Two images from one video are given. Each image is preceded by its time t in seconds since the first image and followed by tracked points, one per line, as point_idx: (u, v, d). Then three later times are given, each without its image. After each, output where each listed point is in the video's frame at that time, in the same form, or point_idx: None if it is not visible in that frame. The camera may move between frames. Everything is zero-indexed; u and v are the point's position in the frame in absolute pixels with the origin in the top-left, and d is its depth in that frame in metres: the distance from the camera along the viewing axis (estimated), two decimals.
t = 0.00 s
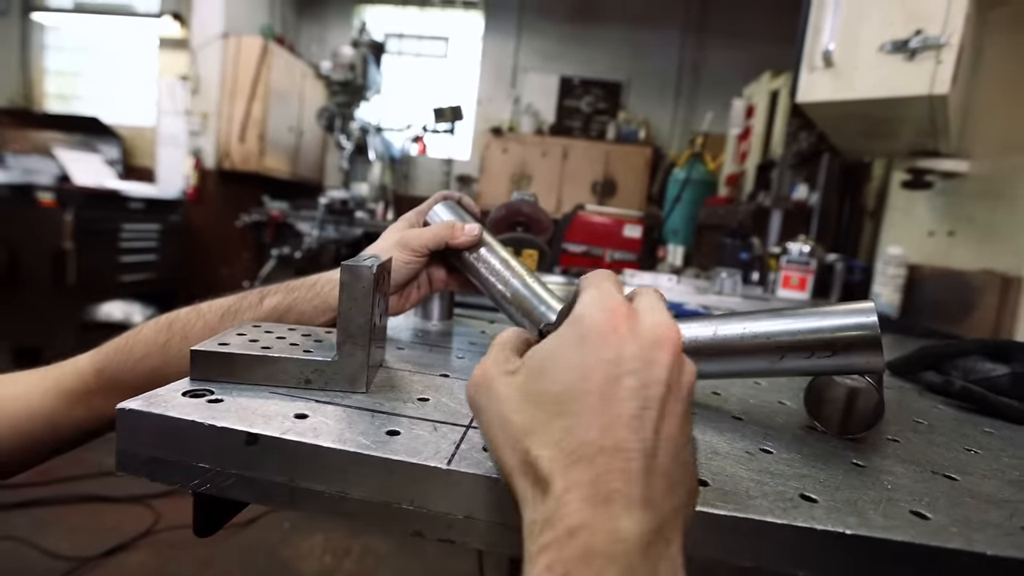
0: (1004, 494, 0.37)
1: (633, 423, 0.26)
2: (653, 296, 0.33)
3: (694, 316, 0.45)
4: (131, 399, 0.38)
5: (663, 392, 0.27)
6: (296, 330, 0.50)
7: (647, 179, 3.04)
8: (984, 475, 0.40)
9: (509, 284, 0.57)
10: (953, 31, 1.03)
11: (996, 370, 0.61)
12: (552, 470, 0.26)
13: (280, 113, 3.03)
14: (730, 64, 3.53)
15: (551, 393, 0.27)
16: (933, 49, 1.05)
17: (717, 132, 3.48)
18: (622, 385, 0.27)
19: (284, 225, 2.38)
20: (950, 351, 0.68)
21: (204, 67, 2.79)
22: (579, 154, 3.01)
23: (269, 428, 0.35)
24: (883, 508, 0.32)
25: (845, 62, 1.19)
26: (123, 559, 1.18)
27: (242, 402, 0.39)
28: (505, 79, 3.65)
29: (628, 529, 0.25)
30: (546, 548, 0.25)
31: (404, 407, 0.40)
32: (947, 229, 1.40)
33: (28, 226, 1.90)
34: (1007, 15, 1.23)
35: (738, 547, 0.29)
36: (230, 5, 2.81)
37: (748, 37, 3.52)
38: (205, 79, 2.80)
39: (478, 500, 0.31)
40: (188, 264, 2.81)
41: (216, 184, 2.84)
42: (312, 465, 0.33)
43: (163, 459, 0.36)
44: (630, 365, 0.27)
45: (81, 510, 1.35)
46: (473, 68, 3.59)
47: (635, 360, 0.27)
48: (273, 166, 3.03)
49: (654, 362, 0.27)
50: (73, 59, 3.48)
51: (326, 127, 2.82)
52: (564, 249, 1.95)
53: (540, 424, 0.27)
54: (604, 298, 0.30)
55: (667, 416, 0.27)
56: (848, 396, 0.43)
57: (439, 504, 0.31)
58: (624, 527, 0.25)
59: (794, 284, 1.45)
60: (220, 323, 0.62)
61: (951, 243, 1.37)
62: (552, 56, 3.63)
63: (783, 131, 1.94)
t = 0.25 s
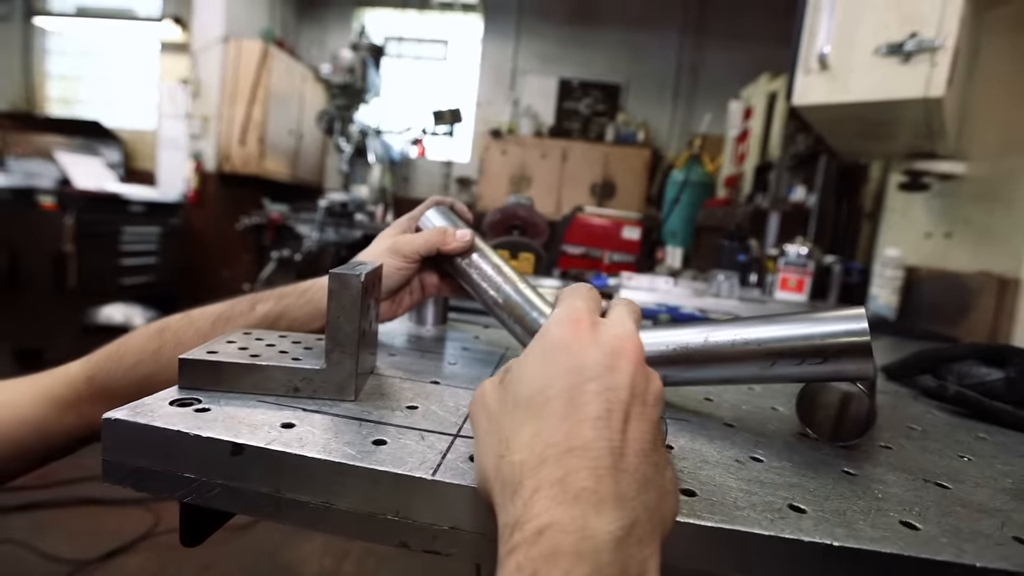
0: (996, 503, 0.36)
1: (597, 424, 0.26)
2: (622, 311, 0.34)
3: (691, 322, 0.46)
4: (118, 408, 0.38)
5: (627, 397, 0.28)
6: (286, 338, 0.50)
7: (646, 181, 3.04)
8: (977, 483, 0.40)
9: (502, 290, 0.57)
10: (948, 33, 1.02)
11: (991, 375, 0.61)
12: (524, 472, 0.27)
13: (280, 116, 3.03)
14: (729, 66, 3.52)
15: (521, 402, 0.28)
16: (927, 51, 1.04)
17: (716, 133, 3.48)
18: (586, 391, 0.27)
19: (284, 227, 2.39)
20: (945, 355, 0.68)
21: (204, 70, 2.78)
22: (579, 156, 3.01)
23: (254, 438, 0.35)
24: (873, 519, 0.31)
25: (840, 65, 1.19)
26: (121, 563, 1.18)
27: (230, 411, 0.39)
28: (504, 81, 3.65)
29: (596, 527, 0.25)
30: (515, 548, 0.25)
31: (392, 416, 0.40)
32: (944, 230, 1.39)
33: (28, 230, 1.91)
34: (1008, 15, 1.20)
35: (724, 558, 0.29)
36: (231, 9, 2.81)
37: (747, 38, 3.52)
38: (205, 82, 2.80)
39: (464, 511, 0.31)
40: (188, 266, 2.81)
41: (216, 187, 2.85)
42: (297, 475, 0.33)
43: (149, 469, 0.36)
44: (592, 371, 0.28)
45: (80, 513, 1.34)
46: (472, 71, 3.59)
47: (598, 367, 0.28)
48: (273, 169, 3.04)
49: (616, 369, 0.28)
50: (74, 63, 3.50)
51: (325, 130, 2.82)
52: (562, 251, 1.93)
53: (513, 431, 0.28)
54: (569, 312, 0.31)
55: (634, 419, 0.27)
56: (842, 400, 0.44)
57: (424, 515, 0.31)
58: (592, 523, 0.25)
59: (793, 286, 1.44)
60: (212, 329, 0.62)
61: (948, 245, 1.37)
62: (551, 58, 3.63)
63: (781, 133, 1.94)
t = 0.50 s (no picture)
0: (978, 502, 0.36)
1: (558, 402, 0.28)
2: (572, 305, 0.38)
3: (673, 319, 0.46)
4: (87, 406, 0.37)
5: (583, 379, 0.30)
6: (264, 336, 0.50)
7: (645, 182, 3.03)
8: (959, 483, 0.39)
9: (484, 288, 0.57)
10: (942, 31, 1.01)
11: (979, 374, 0.60)
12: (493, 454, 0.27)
13: (277, 117, 3.02)
14: (727, 66, 3.52)
15: (485, 392, 0.30)
16: (921, 49, 1.04)
17: (715, 134, 3.47)
18: (545, 374, 0.30)
19: (281, 229, 2.39)
20: (935, 354, 0.67)
21: (201, 71, 2.77)
22: (577, 156, 3.00)
23: (222, 435, 0.34)
24: (849, 519, 0.31)
25: (834, 63, 1.19)
26: (114, 564, 1.18)
27: (200, 409, 0.38)
28: (502, 82, 3.65)
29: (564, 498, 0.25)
30: (484, 521, 0.25)
31: (365, 414, 0.39)
32: (939, 230, 1.38)
33: (27, 231, 1.91)
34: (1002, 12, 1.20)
35: (693, 557, 0.28)
36: (228, 10, 2.81)
37: (746, 38, 3.51)
38: (202, 83, 2.80)
39: (430, 512, 0.30)
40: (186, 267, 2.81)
41: (214, 188, 2.85)
42: (264, 473, 0.33)
43: (116, 468, 0.36)
44: (549, 357, 0.31)
45: (74, 514, 1.34)
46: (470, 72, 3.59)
47: (554, 353, 0.31)
48: (270, 171, 3.04)
49: (570, 356, 0.31)
50: (72, 65, 3.50)
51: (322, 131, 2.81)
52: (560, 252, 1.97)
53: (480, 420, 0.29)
54: (524, 310, 0.35)
55: (592, 401, 0.29)
56: (828, 397, 0.43)
57: (391, 514, 0.31)
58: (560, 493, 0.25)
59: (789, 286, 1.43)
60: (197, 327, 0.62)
61: (944, 244, 1.36)
62: (549, 59, 3.62)
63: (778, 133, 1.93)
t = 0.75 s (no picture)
0: (962, 503, 0.35)
1: (525, 385, 0.28)
2: (540, 305, 0.38)
3: (655, 315, 0.46)
4: (51, 400, 0.36)
5: (551, 368, 0.30)
6: (239, 331, 0.49)
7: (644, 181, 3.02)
8: (944, 482, 0.38)
9: (466, 284, 0.56)
10: (942, 23, 1.01)
11: (974, 373, 0.59)
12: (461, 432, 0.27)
13: (275, 116, 3.01)
14: (729, 64, 3.50)
15: (451, 379, 0.30)
16: (921, 42, 1.03)
17: (715, 133, 3.46)
18: (512, 361, 0.30)
19: (278, 228, 2.37)
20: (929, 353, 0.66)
21: (197, 69, 2.77)
22: (576, 155, 2.99)
23: (186, 429, 0.34)
24: (825, 517, 0.30)
25: (832, 57, 1.18)
26: (104, 565, 1.17)
27: (167, 404, 0.38)
28: (502, 80, 3.63)
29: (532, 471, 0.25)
30: (449, 493, 0.25)
31: (336, 409, 0.38)
32: (943, 228, 1.37)
33: (20, 229, 1.92)
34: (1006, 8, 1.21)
35: (660, 555, 0.27)
36: (225, 8, 2.81)
37: (746, 36, 3.50)
38: (199, 82, 2.79)
39: (394, 508, 0.30)
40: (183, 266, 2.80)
41: (209, 186, 2.84)
42: (227, 468, 0.32)
43: (80, 462, 0.35)
44: (516, 346, 0.31)
45: (65, 514, 1.33)
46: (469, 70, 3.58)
47: (521, 343, 0.31)
48: (268, 169, 3.02)
49: (537, 347, 0.32)
50: (69, 63, 3.49)
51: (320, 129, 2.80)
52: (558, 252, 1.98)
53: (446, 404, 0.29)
54: (492, 306, 0.36)
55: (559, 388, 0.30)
56: (814, 397, 0.42)
57: (354, 510, 0.30)
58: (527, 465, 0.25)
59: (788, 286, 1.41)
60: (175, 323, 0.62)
61: (948, 243, 1.35)
62: (549, 57, 3.61)
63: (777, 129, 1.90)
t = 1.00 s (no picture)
0: (946, 506, 0.34)
1: (501, 404, 0.27)
2: (551, 302, 0.36)
3: (642, 317, 0.46)
4: (33, 402, 0.36)
5: (536, 380, 0.29)
6: (225, 333, 0.49)
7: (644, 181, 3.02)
8: (930, 486, 0.38)
9: (455, 285, 0.56)
10: (937, 23, 1.02)
11: (966, 375, 0.59)
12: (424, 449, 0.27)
13: (275, 117, 3.02)
14: (729, 65, 3.50)
15: (431, 380, 0.29)
16: (916, 43, 1.03)
17: (715, 133, 3.46)
18: (495, 371, 0.29)
19: (277, 228, 2.38)
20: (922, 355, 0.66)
21: (198, 70, 2.78)
22: (576, 156, 2.99)
23: (166, 431, 0.34)
24: (804, 522, 0.30)
25: (827, 58, 1.17)
26: (101, 565, 1.17)
27: (150, 405, 0.38)
28: (502, 81, 3.63)
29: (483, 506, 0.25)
30: (397, 525, 0.25)
31: (319, 411, 0.38)
32: (940, 229, 1.37)
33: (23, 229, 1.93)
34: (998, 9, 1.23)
35: (638, 558, 0.27)
36: (225, 9, 2.81)
37: (747, 37, 3.50)
38: (200, 83, 2.80)
39: (372, 511, 0.29)
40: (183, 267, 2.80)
41: (212, 187, 2.82)
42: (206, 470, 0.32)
43: (62, 464, 0.35)
44: (503, 353, 0.29)
45: (63, 514, 1.34)
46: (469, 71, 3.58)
47: (509, 350, 0.30)
48: (268, 170, 3.03)
49: (529, 354, 0.30)
50: (71, 64, 3.50)
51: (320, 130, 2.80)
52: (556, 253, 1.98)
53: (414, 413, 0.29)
54: (491, 303, 0.34)
55: (539, 402, 0.28)
56: (804, 397, 0.46)
57: (331, 513, 0.30)
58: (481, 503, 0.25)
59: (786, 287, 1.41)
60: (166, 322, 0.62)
61: (944, 243, 1.35)
62: (549, 58, 3.61)
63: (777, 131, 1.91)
